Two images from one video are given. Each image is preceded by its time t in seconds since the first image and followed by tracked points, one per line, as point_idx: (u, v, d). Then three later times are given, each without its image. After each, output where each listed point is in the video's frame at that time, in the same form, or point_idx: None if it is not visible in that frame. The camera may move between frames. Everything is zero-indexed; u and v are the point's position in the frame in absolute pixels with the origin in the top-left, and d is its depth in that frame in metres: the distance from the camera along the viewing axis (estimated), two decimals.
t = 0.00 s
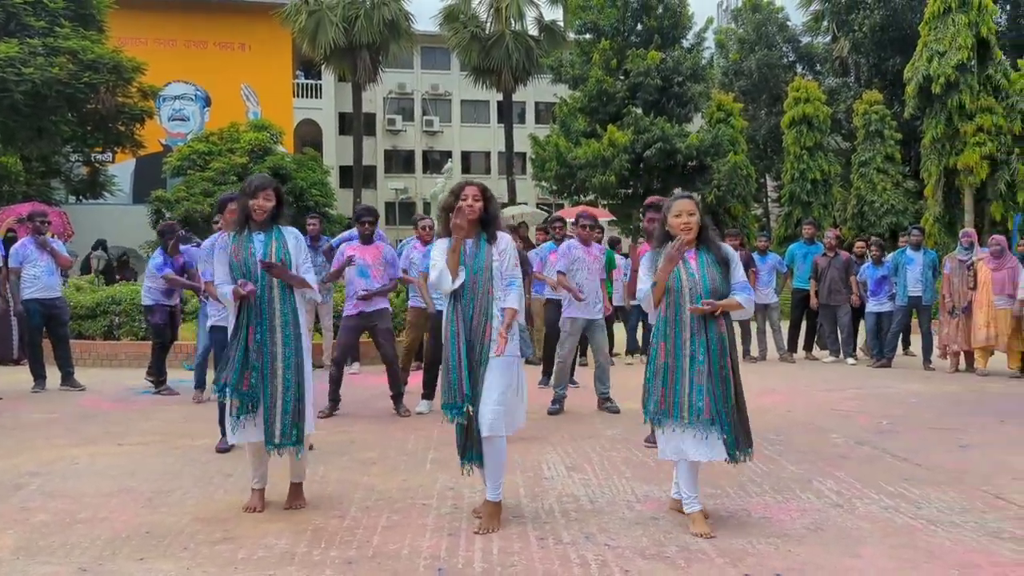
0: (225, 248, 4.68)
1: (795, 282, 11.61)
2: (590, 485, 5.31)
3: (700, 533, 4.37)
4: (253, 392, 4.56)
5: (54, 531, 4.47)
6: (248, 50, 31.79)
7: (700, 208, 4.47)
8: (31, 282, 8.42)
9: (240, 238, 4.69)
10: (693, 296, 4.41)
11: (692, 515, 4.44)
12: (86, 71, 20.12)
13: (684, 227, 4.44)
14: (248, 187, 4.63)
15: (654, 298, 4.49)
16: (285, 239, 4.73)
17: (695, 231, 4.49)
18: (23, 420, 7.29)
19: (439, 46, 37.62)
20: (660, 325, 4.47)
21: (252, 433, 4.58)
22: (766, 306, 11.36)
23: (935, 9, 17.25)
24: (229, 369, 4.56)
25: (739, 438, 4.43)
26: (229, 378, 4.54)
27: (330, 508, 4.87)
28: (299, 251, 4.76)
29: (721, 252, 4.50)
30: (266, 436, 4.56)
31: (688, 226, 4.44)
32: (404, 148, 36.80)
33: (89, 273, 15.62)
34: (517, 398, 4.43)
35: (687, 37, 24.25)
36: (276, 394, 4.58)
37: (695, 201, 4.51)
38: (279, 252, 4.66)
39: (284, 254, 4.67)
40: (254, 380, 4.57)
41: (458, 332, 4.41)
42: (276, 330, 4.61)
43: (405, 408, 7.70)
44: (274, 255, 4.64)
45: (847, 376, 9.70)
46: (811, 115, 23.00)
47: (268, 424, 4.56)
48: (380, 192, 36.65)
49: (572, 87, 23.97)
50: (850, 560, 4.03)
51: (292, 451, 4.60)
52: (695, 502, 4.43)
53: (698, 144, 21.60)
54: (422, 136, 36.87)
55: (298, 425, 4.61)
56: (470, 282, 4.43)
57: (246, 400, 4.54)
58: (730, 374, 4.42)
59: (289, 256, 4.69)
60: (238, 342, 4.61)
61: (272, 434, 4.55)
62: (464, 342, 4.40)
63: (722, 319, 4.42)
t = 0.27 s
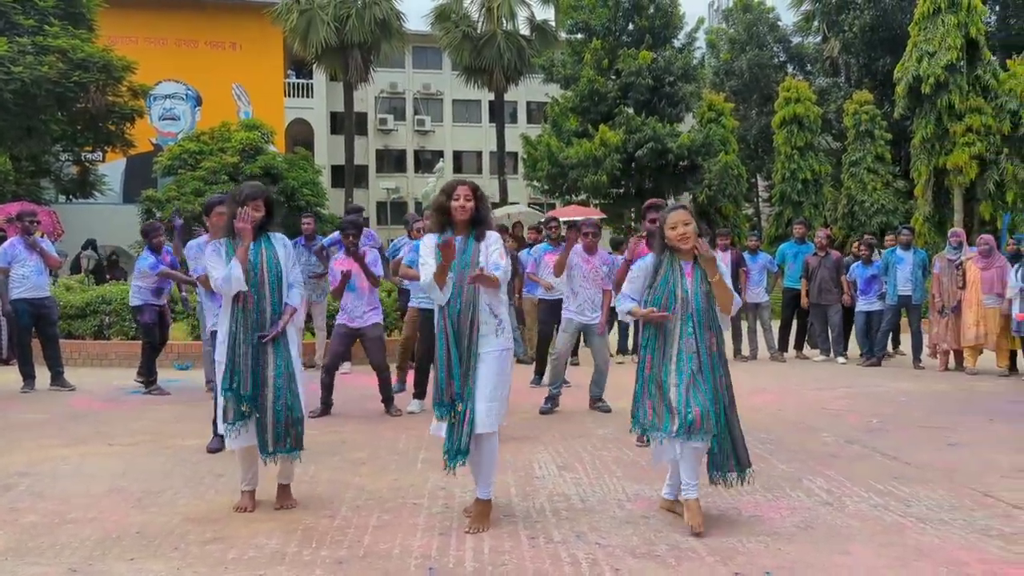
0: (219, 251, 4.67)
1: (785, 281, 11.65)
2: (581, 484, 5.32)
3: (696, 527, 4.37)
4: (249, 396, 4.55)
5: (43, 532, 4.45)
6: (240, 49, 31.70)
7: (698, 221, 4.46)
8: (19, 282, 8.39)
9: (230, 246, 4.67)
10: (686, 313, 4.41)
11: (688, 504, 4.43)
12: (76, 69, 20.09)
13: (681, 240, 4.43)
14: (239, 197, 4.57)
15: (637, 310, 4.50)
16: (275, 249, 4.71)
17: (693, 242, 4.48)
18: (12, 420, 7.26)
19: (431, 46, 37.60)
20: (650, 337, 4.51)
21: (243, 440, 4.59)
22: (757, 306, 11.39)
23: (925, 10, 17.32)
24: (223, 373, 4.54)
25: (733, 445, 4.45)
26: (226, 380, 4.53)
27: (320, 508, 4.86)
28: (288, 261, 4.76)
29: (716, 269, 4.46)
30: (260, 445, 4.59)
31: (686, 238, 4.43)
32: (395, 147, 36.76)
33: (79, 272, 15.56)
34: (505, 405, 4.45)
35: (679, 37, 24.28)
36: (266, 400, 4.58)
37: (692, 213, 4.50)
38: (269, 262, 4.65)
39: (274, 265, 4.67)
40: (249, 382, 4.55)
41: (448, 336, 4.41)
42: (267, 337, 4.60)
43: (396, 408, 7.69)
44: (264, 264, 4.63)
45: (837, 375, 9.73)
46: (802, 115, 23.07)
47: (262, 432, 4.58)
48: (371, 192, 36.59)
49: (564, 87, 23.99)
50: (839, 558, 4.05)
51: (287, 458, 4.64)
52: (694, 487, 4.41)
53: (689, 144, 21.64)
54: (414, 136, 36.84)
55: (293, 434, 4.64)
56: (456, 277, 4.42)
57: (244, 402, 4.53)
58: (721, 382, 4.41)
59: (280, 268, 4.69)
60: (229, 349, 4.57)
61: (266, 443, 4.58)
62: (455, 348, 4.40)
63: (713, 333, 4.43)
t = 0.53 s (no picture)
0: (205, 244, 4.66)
1: (777, 281, 11.68)
2: (573, 484, 5.32)
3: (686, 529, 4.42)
4: (238, 387, 4.55)
5: (33, 533, 4.43)
6: (231, 48, 31.61)
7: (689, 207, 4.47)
8: (9, 282, 8.35)
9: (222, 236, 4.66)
10: (685, 295, 4.41)
11: (677, 508, 4.50)
12: (67, 68, 20.05)
13: (673, 227, 4.44)
14: (229, 187, 4.59)
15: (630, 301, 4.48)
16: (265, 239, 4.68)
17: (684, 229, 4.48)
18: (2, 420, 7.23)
19: (423, 46, 37.56)
20: (647, 323, 4.48)
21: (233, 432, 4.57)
22: (749, 305, 11.44)
23: (916, 11, 17.39)
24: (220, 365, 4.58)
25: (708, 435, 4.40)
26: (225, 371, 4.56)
27: (312, 508, 4.85)
28: (279, 249, 4.70)
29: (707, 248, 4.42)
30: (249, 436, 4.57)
31: (677, 225, 4.43)
32: (388, 147, 36.71)
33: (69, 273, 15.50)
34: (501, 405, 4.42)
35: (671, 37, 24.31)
36: (256, 390, 4.59)
37: (683, 200, 4.50)
38: (257, 251, 4.61)
39: (262, 253, 4.62)
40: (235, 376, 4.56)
41: (439, 336, 4.41)
42: (253, 333, 4.59)
43: (388, 408, 7.68)
44: (250, 255, 4.60)
45: (829, 375, 9.76)
46: (793, 115, 23.15)
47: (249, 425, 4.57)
48: (363, 191, 36.55)
49: (556, 87, 24.00)
50: (830, 557, 4.07)
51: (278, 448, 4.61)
52: (681, 492, 4.49)
53: (682, 144, 21.68)
54: (406, 135, 36.80)
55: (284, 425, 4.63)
56: (448, 279, 4.45)
57: (233, 392, 4.54)
58: (714, 366, 4.42)
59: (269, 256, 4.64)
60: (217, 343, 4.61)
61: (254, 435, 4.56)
62: (444, 350, 4.40)
63: (711, 313, 4.41)
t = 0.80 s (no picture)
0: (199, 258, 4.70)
1: (769, 280, 11.71)
2: (565, 484, 5.32)
3: (676, 527, 4.43)
4: (217, 400, 4.56)
5: (23, 533, 4.41)
6: (224, 47, 31.54)
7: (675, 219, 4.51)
8: None
9: (215, 249, 4.66)
10: (669, 309, 4.43)
11: (667, 508, 4.50)
12: (59, 67, 20.10)
13: (658, 237, 4.47)
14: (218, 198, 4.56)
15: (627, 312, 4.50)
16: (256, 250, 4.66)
17: (670, 239, 4.53)
18: None
19: (416, 45, 37.53)
20: (637, 335, 4.50)
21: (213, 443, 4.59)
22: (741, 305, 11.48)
23: (907, 11, 17.45)
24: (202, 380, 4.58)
25: (704, 447, 4.42)
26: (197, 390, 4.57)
27: (303, 508, 4.84)
28: (269, 259, 4.67)
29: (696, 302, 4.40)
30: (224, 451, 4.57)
31: (663, 236, 4.48)
32: (381, 146, 36.68)
33: (60, 272, 15.45)
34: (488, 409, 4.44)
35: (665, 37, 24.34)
36: (234, 406, 4.54)
37: (672, 211, 4.54)
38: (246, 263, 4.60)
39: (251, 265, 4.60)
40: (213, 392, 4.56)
41: (433, 337, 4.42)
42: (238, 344, 4.57)
43: (380, 408, 7.67)
44: (239, 268, 4.61)
45: (821, 374, 9.79)
46: (786, 115, 23.23)
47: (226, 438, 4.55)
48: (356, 191, 36.51)
49: (549, 87, 23.99)
50: (821, 555, 4.08)
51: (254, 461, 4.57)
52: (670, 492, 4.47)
53: (674, 144, 21.71)
54: (399, 135, 36.77)
55: (262, 439, 4.57)
56: (442, 278, 4.46)
57: (200, 412, 4.54)
58: (705, 380, 4.44)
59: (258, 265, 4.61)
60: (203, 355, 4.60)
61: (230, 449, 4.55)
62: (437, 351, 4.39)
63: (696, 324, 4.44)
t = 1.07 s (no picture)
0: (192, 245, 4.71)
1: (763, 280, 11.74)
2: (559, 484, 5.32)
3: (654, 528, 4.42)
4: (208, 390, 4.57)
5: (14, 535, 4.40)
6: (218, 46, 31.48)
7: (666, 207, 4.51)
8: None
9: (207, 235, 4.66)
10: (655, 294, 4.43)
11: (649, 508, 4.46)
12: (51, 66, 20.08)
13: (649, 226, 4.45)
14: (214, 184, 4.59)
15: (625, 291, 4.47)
16: (251, 238, 4.65)
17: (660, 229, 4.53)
18: None
19: (411, 44, 37.50)
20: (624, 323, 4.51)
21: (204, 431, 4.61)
22: (735, 305, 11.52)
23: (901, 12, 17.50)
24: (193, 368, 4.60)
25: (702, 425, 4.47)
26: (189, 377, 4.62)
27: (296, 509, 4.84)
28: (263, 250, 4.66)
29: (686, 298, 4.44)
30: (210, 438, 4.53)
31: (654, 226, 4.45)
32: (375, 146, 36.64)
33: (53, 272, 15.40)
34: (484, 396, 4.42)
35: (659, 36, 24.35)
36: (223, 396, 4.54)
37: (665, 202, 4.53)
38: (242, 250, 4.59)
39: (246, 252, 4.60)
40: (205, 381, 4.57)
41: (425, 336, 4.41)
42: (230, 334, 4.55)
43: (374, 409, 7.67)
44: (235, 253, 4.58)
45: (814, 374, 9.82)
46: (780, 115, 23.28)
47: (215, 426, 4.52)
48: (351, 191, 36.47)
49: (544, 87, 24.00)
50: (812, 555, 4.09)
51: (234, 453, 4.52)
52: (654, 490, 4.42)
53: (669, 144, 21.76)
54: (394, 134, 36.74)
55: (244, 428, 4.52)
56: (435, 279, 4.44)
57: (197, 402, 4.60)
58: (694, 360, 4.46)
59: (253, 255, 4.61)
60: (198, 341, 4.62)
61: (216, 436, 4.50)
62: (428, 348, 4.38)
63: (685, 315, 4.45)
